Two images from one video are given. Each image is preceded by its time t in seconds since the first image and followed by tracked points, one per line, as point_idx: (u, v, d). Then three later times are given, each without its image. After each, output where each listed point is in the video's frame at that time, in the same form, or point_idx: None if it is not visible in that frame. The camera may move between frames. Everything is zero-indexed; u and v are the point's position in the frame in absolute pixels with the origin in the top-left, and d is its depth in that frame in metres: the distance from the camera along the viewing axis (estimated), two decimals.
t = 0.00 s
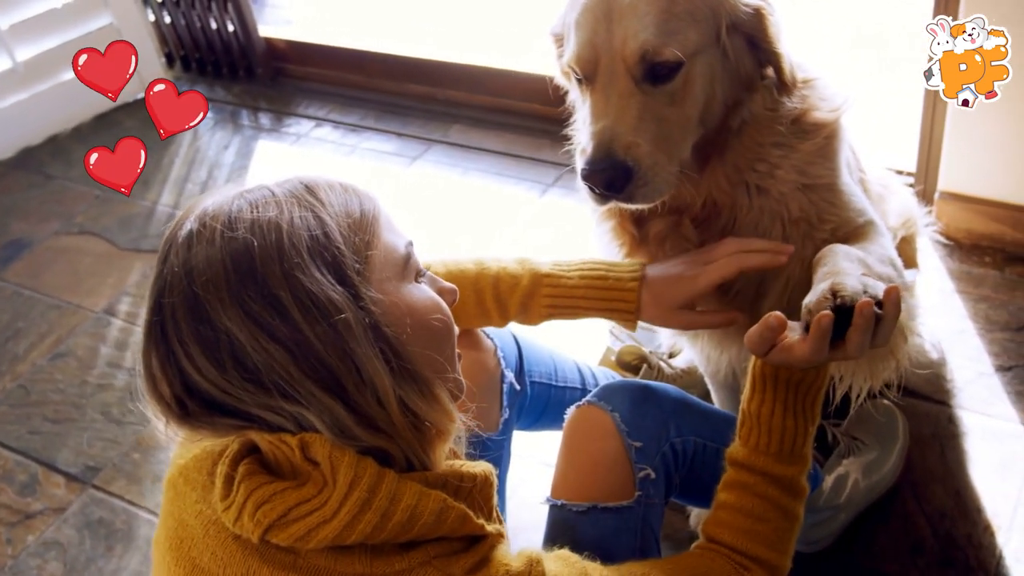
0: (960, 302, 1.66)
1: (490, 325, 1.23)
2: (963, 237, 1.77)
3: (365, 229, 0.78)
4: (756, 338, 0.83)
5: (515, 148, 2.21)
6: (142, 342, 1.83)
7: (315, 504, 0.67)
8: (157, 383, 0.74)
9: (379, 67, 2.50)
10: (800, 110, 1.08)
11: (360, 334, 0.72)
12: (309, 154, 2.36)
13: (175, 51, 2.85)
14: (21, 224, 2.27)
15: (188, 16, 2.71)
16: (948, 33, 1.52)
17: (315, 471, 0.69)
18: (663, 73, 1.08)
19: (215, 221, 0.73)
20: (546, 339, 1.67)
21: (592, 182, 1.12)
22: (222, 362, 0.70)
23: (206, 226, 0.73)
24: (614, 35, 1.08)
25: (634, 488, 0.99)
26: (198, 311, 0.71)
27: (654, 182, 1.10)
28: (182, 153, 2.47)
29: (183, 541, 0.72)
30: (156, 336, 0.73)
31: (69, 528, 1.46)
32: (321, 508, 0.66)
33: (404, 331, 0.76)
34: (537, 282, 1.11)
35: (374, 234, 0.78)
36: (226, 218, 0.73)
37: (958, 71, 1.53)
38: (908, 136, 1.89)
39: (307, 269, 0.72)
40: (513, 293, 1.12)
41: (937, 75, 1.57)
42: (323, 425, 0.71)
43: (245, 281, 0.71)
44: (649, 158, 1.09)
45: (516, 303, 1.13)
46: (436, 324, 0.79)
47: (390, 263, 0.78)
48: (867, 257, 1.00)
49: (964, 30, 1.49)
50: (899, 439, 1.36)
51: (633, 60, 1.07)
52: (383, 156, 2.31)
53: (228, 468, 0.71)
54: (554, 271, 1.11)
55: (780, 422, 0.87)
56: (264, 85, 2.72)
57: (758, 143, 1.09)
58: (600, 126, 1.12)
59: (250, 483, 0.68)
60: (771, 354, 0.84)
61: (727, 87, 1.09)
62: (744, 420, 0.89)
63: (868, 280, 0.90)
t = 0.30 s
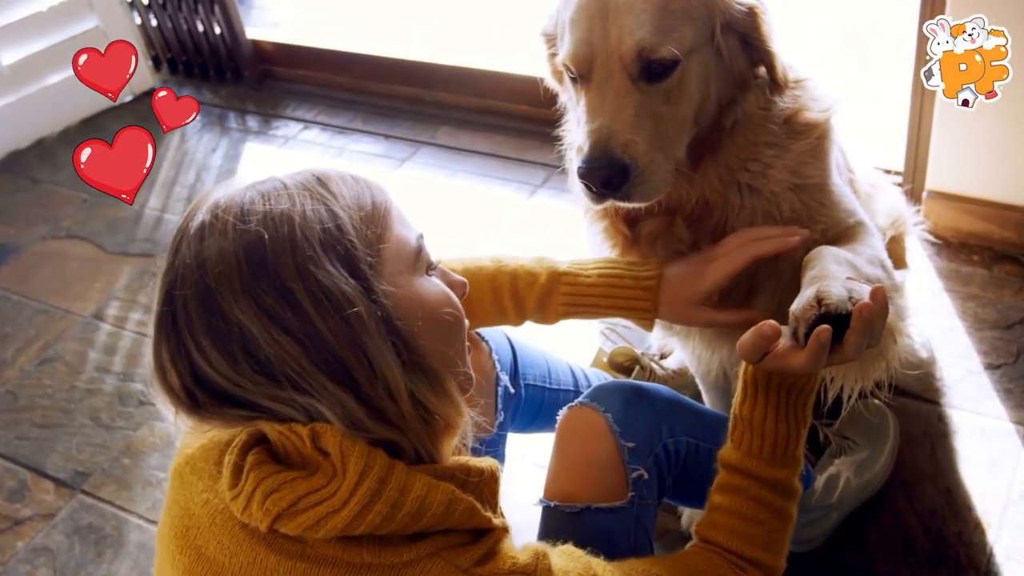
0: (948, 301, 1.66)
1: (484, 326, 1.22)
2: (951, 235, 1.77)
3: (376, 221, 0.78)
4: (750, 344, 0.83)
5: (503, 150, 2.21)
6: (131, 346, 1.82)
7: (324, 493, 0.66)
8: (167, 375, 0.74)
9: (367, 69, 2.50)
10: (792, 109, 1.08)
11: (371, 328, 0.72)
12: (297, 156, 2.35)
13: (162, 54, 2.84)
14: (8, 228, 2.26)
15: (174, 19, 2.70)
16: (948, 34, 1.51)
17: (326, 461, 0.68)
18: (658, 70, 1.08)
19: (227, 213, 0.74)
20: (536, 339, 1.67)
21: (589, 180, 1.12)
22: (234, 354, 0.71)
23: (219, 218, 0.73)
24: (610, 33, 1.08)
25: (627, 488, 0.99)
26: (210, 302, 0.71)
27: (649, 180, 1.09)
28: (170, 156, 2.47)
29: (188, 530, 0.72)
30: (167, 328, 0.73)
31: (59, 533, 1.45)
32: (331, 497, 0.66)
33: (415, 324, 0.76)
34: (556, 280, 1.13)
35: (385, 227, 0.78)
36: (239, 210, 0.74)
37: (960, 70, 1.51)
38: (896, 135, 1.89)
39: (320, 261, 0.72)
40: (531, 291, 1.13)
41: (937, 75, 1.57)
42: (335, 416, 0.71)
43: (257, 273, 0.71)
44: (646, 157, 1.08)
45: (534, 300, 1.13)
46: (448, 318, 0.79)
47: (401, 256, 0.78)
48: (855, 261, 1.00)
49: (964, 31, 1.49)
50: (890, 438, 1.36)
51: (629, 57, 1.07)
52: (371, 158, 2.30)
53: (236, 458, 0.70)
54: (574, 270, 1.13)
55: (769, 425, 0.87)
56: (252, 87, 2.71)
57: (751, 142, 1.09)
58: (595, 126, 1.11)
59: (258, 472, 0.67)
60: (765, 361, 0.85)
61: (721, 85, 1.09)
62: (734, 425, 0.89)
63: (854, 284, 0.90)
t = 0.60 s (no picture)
0: (940, 301, 1.66)
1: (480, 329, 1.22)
2: (941, 235, 1.77)
3: (397, 216, 0.78)
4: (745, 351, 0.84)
5: (494, 153, 2.20)
6: (123, 353, 1.81)
7: (340, 485, 0.66)
8: (184, 364, 0.74)
9: (357, 72, 2.50)
10: (785, 111, 1.09)
11: (391, 325, 0.72)
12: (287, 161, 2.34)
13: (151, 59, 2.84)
14: None
15: (163, 23, 2.70)
16: (948, 34, 1.50)
17: (342, 452, 0.68)
18: (657, 70, 1.07)
19: (249, 205, 0.73)
20: (529, 341, 1.67)
21: (588, 180, 1.11)
22: (253, 347, 0.70)
23: (240, 210, 0.73)
24: (608, 32, 1.07)
25: (623, 491, 0.99)
26: (230, 295, 0.71)
27: (647, 181, 1.09)
28: (160, 160, 2.46)
29: (199, 518, 0.71)
30: (186, 319, 0.73)
31: (51, 541, 1.44)
32: (347, 488, 0.66)
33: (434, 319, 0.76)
34: (577, 276, 1.15)
35: (405, 221, 0.78)
36: (260, 203, 0.73)
37: (960, 69, 1.50)
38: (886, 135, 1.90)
39: (341, 256, 0.72)
40: (553, 287, 1.15)
41: (937, 74, 1.55)
42: (354, 409, 0.70)
43: (278, 267, 0.71)
44: (646, 157, 1.08)
45: (556, 297, 1.15)
46: (466, 313, 0.79)
47: (421, 252, 0.78)
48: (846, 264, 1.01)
49: (964, 30, 1.48)
50: (883, 439, 1.36)
51: (627, 56, 1.06)
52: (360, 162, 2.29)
53: (250, 448, 0.70)
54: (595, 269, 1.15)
55: (763, 431, 0.86)
56: (241, 92, 2.71)
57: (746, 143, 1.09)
58: (593, 127, 1.11)
59: (274, 462, 0.67)
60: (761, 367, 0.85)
61: (717, 86, 1.10)
62: (730, 430, 0.88)
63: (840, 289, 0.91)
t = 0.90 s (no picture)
0: (932, 302, 1.66)
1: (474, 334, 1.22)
2: (933, 237, 1.77)
3: (427, 214, 0.77)
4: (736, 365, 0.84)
5: (485, 158, 2.20)
6: (115, 362, 1.81)
7: (362, 478, 0.66)
8: (207, 356, 0.74)
9: (346, 78, 2.49)
10: (780, 113, 1.10)
11: (417, 327, 0.72)
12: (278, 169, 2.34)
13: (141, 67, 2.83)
14: None
15: (153, 31, 2.69)
16: (948, 33, 1.49)
17: (362, 447, 0.69)
18: (656, 70, 1.07)
19: (277, 202, 0.72)
20: (522, 346, 1.67)
21: (588, 180, 1.11)
22: (277, 344, 0.70)
23: (268, 206, 0.72)
24: (607, 32, 1.07)
25: (621, 494, 0.99)
26: (257, 292, 0.70)
27: (647, 181, 1.09)
28: (150, 168, 2.45)
29: (214, 510, 0.71)
30: (212, 313, 0.72)
31: (44, 552, 1.43)
32: (368, 482, 0.66)
33: (458, 320, 0.76)
34: (599, 276, 1.15)
35: (432, 220, 0.77)
36: (288, 200, 0.72)
37: (959, 70, 1.48)
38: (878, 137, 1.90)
39: (370, 256, 0.71)
40: (572, 288, 1.15)
41: (937, 74, 1.53)
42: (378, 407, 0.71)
43: (304, 265, 0.70)
44: (646, 156, 1.08)
45: (576, 296, 1.15)
46: (489, 314, 0.79)
47: (448, 250, 0.77)
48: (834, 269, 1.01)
49: (964, 30, 1.47)
50: (876, 442, 1.36)
51: (627, 57, 1.06)
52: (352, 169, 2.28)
53: (270, 441, 0.70)
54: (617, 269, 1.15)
55: (756, 437, 0.86)
56: (232, 99, 2.70)
57: (741, 145, 1.10)
58: (593, 127, 1.10)
59: (295, 454, 0.67)
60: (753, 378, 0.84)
61: (713, 87, 1.10)
62: (722, 436, 0.88)
63: (821, 293, 0.90)
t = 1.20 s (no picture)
0: (925, 302, 1.66)
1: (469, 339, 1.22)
2: (925, 236, 1.77)
3: (472, 211, 0.75)
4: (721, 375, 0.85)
5: (475, 163, 2.20)
6: (108, 372, 1.80)
7: (392, 469, 0.65)
8: (242, 349, 0.73)
9: (336, 84, 2.49)
10: (775, 114, 1.10)
11: (456, 330, 0.71)
12: (269, 177, 2.34)
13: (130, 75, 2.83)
14: None
15: (142, 39, 2.69)
16: (948, 34, 1.48)
17: (396, 439, 0.67)
18: (656, 69, 1.07)
19: (319, 200, 0.71)
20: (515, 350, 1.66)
21: (588, 178, 1.10)
22: (313, 343, 0.70)
23: (310, 203, 0.71)
24: (607, 30, 1.07)
25: (620, 497, 0.99)
26: (296, 289, 0.69)
27: (648, 178, 1.08)
28: (140, 177, 2.44)
29: (237, 498, 0.69)
30: (250, 308, 0.71)
31: (39, 564, 1.43)
32: (399, 473, 0.65)
33: (498, 321, 0.75)
34: (617, 275, 1.15)
35: (478, 218, 0.75)
36: (330, 198, 0.71)
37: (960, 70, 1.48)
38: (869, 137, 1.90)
39: (411, 258, 0.70)
40: (592, 286, 1.16)
41: (937, 75, 1.53)
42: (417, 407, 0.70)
43: (345, 265, 0.69)
44: (646, 154, 1.08)
45: (594, 295, 1.16)
46: (528, 316, 0.78)
47: (491, 250, 0.76)
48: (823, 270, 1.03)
49: (964, 30, 1.47)
50: (872, 443, 1.36)
51: (627, 55, 1.06)
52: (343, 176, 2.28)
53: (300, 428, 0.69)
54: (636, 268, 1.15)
55: (746, 441, 0.85)
56: (221, 107, 2.70)
57: (738, 146, 1.10)
58: (592, 126, 1.10)
59: (326, 444, 0.66)
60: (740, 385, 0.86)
61: (710, 87, 1.11)
62: (710, 441, 0.87)
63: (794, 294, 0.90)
